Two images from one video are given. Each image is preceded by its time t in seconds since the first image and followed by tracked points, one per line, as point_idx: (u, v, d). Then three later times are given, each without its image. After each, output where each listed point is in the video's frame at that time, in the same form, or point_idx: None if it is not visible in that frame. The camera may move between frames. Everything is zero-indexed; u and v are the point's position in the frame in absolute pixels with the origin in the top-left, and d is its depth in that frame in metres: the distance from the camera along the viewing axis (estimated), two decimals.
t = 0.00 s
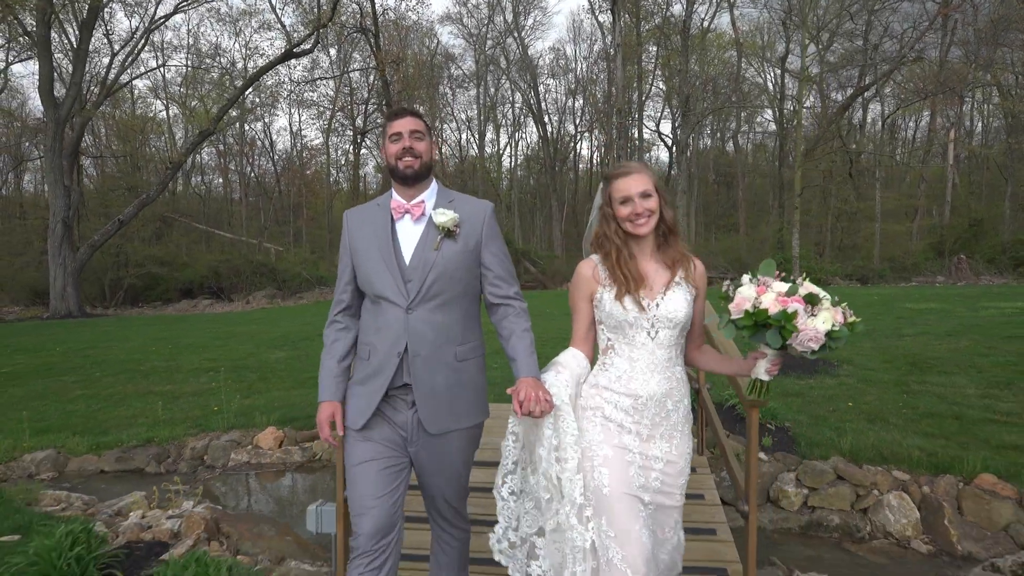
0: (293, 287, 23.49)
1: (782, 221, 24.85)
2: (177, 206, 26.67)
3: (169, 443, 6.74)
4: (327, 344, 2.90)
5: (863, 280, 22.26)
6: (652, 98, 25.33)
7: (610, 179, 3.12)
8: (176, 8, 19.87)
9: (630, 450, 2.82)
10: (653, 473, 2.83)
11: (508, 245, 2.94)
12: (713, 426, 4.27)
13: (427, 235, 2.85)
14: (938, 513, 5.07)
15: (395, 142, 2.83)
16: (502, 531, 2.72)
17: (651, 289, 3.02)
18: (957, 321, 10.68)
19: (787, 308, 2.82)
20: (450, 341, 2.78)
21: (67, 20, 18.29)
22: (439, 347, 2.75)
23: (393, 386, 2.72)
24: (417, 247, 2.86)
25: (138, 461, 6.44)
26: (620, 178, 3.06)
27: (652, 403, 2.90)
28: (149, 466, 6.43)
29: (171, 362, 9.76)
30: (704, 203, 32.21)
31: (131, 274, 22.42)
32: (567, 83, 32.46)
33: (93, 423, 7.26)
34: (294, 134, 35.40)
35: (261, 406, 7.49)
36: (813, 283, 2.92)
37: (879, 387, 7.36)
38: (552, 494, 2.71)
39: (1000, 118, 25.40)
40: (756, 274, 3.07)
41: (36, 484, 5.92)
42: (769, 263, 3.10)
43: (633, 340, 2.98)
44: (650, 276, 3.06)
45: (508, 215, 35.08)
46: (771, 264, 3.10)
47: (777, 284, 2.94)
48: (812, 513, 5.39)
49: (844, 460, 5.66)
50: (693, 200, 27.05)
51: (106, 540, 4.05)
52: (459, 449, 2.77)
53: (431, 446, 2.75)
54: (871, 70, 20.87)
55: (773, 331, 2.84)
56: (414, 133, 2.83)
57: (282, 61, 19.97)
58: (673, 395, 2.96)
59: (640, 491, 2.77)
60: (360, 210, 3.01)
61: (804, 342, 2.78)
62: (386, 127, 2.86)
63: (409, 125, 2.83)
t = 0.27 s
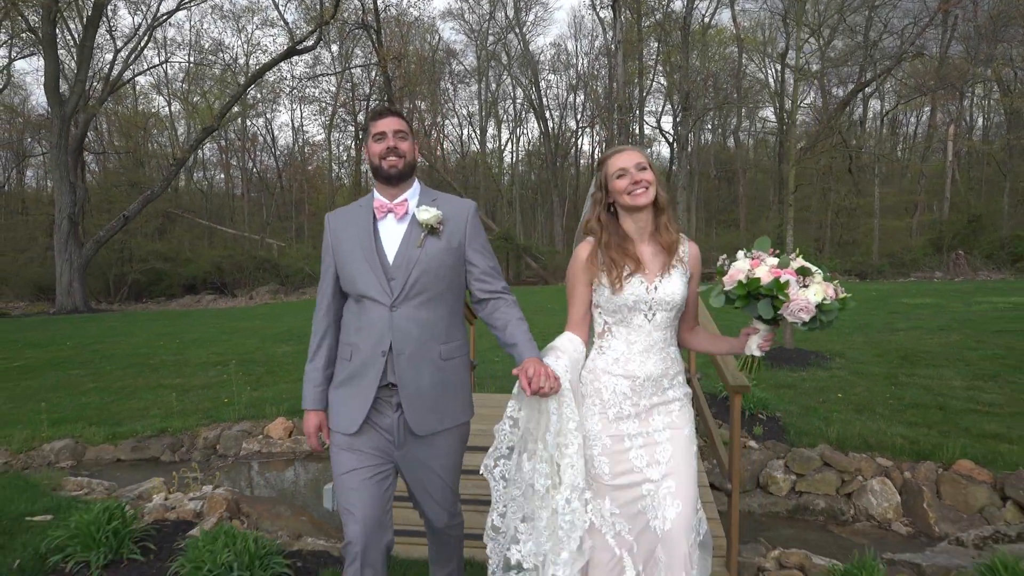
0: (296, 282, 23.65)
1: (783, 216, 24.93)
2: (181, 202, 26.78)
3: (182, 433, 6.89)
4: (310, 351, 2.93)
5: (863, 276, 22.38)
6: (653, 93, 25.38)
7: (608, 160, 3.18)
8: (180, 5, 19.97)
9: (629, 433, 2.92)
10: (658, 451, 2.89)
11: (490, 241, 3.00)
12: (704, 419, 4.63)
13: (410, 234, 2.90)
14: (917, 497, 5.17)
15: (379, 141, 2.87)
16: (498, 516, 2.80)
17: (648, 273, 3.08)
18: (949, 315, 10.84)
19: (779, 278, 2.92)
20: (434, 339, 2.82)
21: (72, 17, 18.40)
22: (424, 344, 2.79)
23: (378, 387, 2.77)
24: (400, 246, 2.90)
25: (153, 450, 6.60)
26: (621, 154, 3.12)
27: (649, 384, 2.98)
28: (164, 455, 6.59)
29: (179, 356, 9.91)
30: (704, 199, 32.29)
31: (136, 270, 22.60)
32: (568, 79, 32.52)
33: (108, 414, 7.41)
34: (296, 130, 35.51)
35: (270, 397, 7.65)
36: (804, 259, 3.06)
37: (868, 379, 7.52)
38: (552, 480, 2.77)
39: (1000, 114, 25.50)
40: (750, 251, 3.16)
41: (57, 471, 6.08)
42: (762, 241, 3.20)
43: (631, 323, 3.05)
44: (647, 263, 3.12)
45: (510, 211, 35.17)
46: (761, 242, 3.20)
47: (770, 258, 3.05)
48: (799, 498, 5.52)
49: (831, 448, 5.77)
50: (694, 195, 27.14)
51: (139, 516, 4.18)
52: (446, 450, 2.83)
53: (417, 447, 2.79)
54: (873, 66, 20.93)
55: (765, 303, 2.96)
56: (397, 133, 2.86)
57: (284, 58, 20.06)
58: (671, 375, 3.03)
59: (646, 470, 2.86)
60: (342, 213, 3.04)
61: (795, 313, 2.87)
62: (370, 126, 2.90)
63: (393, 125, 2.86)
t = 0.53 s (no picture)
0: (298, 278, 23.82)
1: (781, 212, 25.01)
2: (183, 198, 26.89)
3: (194, 424, 7.04)
4: (294, 337, 2.83)
5: (860, 272, 22.51)
6: (653, 90, 25.49)
7: (616, 173, 3.26)
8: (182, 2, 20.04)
9: (632, 446, 3.00)
10: (660, 464, 2.94)
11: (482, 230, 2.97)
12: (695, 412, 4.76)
13: (404, 222, 2.85)
14: (898, 483, 5.30)
15: (373, 130, 2.77)
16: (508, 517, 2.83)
17: (657, 286, 3.14)
18: (942, 311, 10.97)
19: (782, 305, 2.93)
20: (428, 329, 2.79)
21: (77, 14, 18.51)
22: (419, 334, 2.76)
23: (378, 378, 2.72)
24: (394, 234, 2.85)
25: (166, 441, 6.76)
26: (625, 170, 3.22)
27: (653, 397, 3.04)
28: (177, 445, 6.76)
29: (187, 350, 10.05)
30: (704, 195, 32.38)
31: (139, 266, 22.79)
32: (569, 75, 32.56)
33: (121, 406, 7.56)
34: (297, 126, 35.59)
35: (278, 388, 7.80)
36: (808, 280, 3.08)
37: (857, 373, 7.66)
38: (552, 476, 2.83)
39: (999, 110, 25.54)
40: (752, 271, 3.20)
41: (76, 459, 6.23)
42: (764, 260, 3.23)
43: (636, 334, 3.12)
44: (657, 277, 3.18)
45: (511, 207, 35.26)
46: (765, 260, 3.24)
47: (772, 281, 3.08)
48: (786, 485, 5.67)
49: (818, 438, 5.91)
50: (693, 191, 27.27)
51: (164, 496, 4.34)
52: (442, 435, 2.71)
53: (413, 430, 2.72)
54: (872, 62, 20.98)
55: (768, 328, 2.97)
56: (391, 122, 2.76)
57: (287, 55, 20.15)
58: (675, 388, 3.08)
59: (648, 482, 2.93)
60: (328, 201, 2.95)
61: (798, 338, 2.89)
62: (362, 113, 2.78)
63: (386, 114, 2.77)
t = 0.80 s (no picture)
0: (300, 274, 23.99)
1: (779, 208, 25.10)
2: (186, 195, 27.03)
3: (204, 415, 7.18)
4: (293, 340, 2.73)
5: (858, 268, 22.60)
6: (653, 87, 25.57)
7: (643, 161, 3.19)
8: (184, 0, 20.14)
9: (633, 443, 2.87)
10: (661, 465, 2.80)
11: (483, 239, 2.96)
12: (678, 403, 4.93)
13: (407, 231, 2.82)
14: (880, 471, 5.45)
15: (377, 137, 2.77)
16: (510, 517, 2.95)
17: (659, 278, 3.10)
18: (935, 306, 11.10)
19: (795, 298, 2.81)
20: (427, 337, 2.74)
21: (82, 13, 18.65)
22: (419, 342, 2.72)
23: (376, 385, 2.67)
24: (396, 244, 2.82)
25: (178, 431, 6.91)
26: (655, 157, 3.13)
27: (654, 391, 2.93)
28: (188, 436, 6.90)
29: (194, 345, 10.19)
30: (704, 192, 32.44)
31: (142, 262, 22.92)
32: (569, 71, 32.67)
33: (132, 399, 7.70)
34: (298, 122, 35.71)
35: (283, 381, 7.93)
36: (825, 276, 2.92)
37: (847, 367, 7.81)
38: (553, 470, 2.93)
39: (998, 106, 25.58)
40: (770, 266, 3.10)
41: (91, 449, 6.38)
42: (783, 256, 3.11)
43: (636, 328, 3.08)
44: (662, 268, 3.13)
45: (511, 203, 35.38)
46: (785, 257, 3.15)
47: (790, 275, 2.96)
48: (774, 472, 5.82)
49: (805, 428, 6.05)
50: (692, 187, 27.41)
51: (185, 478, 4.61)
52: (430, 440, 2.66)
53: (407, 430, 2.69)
54: (871, 59, 21.06)
55: (781, 323, 2.84)
56: (396, 129, 2.77)
57: (288, 53, 20.26)
58: (679, 380, 2.96)
59: (645, 481, 2.79)
60: (331, 207, 2.91)
61: (810, 335, 2.73)
62: (367, 120, 2.79)
63: (391, 121, 2.78)
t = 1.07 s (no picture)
0: (302, 271, 24.13)
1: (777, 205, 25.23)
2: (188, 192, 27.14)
3: (213, 407, 7.31)
4: (301, 334, 2.84)
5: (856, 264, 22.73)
6: (652, 83, 25.67)
7: (643, 149, 3.20)
8: None
9: (629, 420, 2.91)
10: (651, 446, 2.89)
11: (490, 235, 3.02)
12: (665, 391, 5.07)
13: (416, 222, 2.89)
14: (862, 458, 5.62)
15: (386, 128, 2.84)
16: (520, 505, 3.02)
17: (657, 263, 3.10)
18: (927, 300, 11.24)
19: (779, 270, 2.92)
20: (430, 331, 2.82)
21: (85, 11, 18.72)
22: (421, 335, 2.80)
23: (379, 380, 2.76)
24: (404, 233, 2.89)
25: (188, 422, 7.06)
26: (659, 144, 3.11)
27: (651, 376, 2.96)
28: (199, 427, 7.04)
29: (201, 340, 10.32)
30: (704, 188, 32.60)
31: (145, 259, 23.05)
32: (569, 68, 32.77)
33: (142, 392, 7.84)
34: (298, 119, 35.82)
35: (289, 374, 8.07)
36: (816, 252, 3.03)
37: (836, 360, 7.93)
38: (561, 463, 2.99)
39: (997, 104, 25.66)
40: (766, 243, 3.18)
41: (104, 440, 6.52)
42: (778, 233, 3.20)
43: (635, 313, 3.08)
44: (659, 253, 3.14)
45: (512, 200, 35.54)
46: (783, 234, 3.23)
47: (780, 250, 3.07)
48: (762, 459, 5.97)
49: (792, 418, 6.18)
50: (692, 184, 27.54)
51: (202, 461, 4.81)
52: (431, 442, 2.77)
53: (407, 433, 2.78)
54: (870, 55, 21.13)
55: (764, 294, 2.93)
56: (404, 120, 2.83)
57: (290, 51, 20.34)
58: (676, 368, 2.98)
59: (635, 457, 2.84)
60: (339, 195, 2.98)
61: (793, 308, 2.85)
62: (378, 111, 2.86)
63: (399, 112, 2.83)
